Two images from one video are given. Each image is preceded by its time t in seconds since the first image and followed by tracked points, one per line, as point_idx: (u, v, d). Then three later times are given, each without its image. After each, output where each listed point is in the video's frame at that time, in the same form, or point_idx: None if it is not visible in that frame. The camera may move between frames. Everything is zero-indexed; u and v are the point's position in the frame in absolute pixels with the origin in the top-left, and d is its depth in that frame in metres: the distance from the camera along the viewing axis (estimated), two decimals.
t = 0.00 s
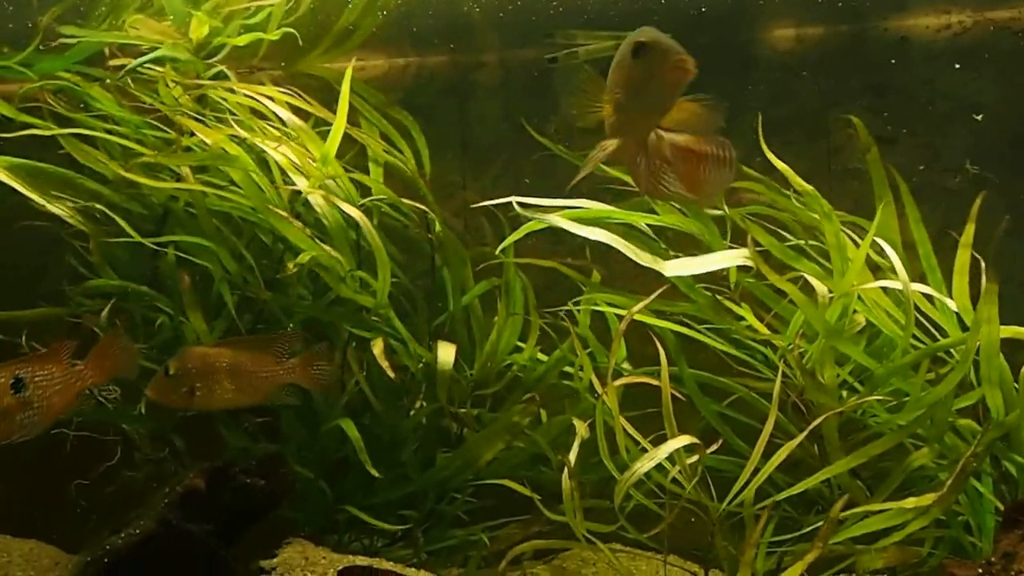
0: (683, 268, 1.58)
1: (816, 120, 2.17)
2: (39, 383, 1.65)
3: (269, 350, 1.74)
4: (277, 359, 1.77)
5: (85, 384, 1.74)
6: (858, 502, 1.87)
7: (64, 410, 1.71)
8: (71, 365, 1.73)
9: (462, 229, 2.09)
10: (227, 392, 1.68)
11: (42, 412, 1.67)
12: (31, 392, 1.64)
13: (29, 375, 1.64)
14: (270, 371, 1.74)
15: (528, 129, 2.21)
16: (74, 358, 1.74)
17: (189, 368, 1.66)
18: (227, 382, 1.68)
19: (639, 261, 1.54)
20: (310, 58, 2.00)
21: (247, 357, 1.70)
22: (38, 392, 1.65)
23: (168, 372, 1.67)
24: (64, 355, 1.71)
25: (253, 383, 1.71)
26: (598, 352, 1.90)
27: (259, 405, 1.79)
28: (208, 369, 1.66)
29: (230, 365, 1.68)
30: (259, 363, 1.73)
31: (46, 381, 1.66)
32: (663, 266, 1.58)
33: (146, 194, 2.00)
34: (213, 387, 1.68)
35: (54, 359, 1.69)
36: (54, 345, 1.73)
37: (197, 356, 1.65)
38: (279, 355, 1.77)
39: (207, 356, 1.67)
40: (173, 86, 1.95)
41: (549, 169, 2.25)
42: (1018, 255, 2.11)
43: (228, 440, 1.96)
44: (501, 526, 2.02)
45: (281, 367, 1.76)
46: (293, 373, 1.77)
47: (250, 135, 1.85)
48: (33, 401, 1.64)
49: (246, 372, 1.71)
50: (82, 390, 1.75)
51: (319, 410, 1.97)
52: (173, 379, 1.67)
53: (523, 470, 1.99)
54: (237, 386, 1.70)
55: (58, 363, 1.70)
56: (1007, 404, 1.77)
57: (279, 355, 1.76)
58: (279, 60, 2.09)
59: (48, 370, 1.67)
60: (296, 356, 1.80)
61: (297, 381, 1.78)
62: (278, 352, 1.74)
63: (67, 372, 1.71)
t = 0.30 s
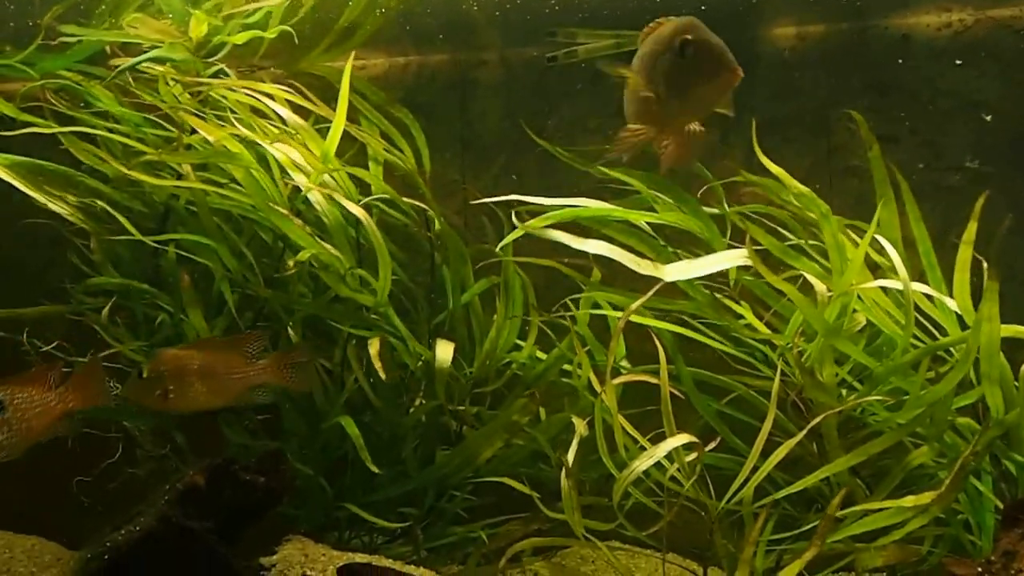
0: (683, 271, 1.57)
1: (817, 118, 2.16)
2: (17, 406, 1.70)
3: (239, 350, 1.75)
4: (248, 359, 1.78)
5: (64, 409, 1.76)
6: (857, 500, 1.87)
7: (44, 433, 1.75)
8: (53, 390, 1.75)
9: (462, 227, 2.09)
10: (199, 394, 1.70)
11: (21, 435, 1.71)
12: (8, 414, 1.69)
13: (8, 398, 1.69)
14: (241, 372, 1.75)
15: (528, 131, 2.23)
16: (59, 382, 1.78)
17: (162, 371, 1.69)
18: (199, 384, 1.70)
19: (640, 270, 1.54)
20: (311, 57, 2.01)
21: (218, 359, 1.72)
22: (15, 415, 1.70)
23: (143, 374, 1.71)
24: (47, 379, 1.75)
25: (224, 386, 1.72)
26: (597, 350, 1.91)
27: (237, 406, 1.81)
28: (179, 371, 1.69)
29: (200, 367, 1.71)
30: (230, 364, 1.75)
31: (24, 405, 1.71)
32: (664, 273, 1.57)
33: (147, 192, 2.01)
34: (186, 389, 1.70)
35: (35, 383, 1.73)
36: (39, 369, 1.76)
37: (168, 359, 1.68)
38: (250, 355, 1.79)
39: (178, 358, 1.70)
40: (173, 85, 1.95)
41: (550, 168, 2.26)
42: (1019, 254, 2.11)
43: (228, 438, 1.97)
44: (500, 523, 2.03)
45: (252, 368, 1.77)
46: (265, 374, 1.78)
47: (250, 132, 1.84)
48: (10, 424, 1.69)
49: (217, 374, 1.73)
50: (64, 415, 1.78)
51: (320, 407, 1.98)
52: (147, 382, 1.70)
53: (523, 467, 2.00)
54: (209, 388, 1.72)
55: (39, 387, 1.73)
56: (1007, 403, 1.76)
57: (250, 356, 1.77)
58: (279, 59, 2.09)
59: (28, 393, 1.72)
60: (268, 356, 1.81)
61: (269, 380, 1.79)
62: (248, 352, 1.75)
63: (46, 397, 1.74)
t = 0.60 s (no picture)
0: (684, 272, 1.58)
1: (817, 116, 2.16)
2: None
3: (215, 352, 1.78)
4: (223, 362, 1.81)
5: (43, 431, 1.82)
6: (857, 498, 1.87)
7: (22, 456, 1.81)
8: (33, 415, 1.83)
9: (462, 225, 2.10)
10: (176, 396, 1.72)
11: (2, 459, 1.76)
12: None
13: None
14: (216, 374, 1.78)
15: (528, 130, 2.23)
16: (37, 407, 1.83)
17: (139, 372, 1.70)
18: (175, 386, 1.72)
19: (641, 277, 1.55)
20: (312, 57, 2.04)
21: (194, 360, 1.75)
22: None
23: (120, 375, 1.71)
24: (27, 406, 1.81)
25: (200, 387, 1.75)
26: (595, 348, 1.91)
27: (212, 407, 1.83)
28: (156, 372, 1.71)
29: (178, 368, 1.73)
30: (205, 366, 1.77)
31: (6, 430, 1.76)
32: (664, 278, 1.56)
33: (147, 191, 2.02)
34: (163, 390, 1.71)
35: (16, 410, 1.79)
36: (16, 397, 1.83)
37: (146, 360, 1.70)
38: (226, 358, 1.81)
39: (155, 360, 1.71)
40: (173, 84, 1.98)
41: (549, 166, 2.26)
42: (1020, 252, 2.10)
43: (229, 435, 1.98)
44: (499, 521, 2.03)
45: (227, 370, 1.80)
46: (238, 376, 1.81)
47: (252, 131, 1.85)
48: None
49: (192, 375, 1.75)
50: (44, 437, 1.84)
51: (320, 404, 1.99)
52: (126, 383, 1.71)
53: (522, 465, 2.00)
54: (185, 390, 1.74)
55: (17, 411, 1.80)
56: (1007, 402, 1.76)
57: (224, 358, 1.81)
58: (279, 58, 2.10)
59: (9, 418, 1.77)
60: (241, 359, 1.84)
61: (243, 383, 1.82)
62: (224, 354, 1.79)
63: (25, 420, 1.80)
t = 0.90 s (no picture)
0: (689, 271, 1.58)
1: (820, 114, 2.15)
2: None
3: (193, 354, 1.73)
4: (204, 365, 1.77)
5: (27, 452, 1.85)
6: (859, 496, 1.87)
7: (6, 478, 1.85)
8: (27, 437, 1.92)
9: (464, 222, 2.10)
10: (156, 398, 1.68)
11: None
12: None
13: None
14: (197, 376, 1.74)
15: (529, 128, 2.23)
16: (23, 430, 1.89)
17: (122, 372, 1.69)
18: (157, 387, 1.69)
19: (643, 278, 1.58)
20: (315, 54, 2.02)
21: (174, 362, 1.71)
22: None
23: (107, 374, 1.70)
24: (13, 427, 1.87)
25: (181, 389, 1.71)
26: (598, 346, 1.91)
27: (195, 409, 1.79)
28: (137, 373, 1.68)
29: (160, 369, 1.70)
30: (186, 368, 1.73)
31: None
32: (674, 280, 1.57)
33: (150, 188, 2.02)
34: (145, 392, 1.69)
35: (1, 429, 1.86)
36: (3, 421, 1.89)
37: (127, 360, 1.67)
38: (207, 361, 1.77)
39: (137, 360, 1.68)
40: (175, 81, 1.99)
41: (551, 164, 2.26)
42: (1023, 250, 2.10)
43: (231, 432, 1.98)
44: (502, 519, 2.03)
45: (207, 372, 1.75)
46: (217, 378, 1.76)
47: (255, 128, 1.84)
48: None
49: (174, 377, 1.71)
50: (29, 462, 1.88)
51: (321, 402, 1.99)
52: (109, 383, 1.70)
53: (524, 462, 2.00)
54: (167, 391, 1.70)
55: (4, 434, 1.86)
56: (1011, 401, 1.74)
57: (203, 360, 1.76)
58: (281, 55, 2.10)
59: None
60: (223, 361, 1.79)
61: (223, 387, 1.78)
62: (204, 356, 1.74)
63: (10, 442, 1.85)
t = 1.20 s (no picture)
0: (696, 266, 1.59)
1: (825, 110, 2.15)
2: None
3: (179, 355, 1.74)
4: (190, 365, 1.77)
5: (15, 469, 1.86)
6: (863, 492, 1.87)
7: None
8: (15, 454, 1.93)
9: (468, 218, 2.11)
10: (142, 398, 1.70)
11: None
12: None
13: None
14: (181, 376, 1.74)
15: (533, 124, 2.23)
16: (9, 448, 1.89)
17: (110, 370, 1.70)
18: (142, 387, 1.70)
19: (649, 275, 1.58)
20: (319, 50, 2.03)
21: (160, 361, 1.72)
22: None
23: (98, 371, 1.72)
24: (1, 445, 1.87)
25: (166, 389, 1.71)
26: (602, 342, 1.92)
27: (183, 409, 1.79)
28: (123, 372, 1.69)
29: (145, 368, 1.70)
30: (172, 368, 1.73)
31: None
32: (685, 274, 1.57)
33: (154, 185, 2.01)
34: (130, 391, 1.70)
35: None
36: None
37: (113, 359, 1.68)
38: (192, 361, 1.77)
39: (123, 359, 1.70)
40: (179, 77, 1.97)
41: (555, 160, 2.26)
42: None
43: (235, 428, 1.99)
44: (506, 515, 2.04)
45: (194, 372, 1.76)
46: (202, 379, 1.77)
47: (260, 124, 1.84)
48: None
49: (159, 377, 1.72)
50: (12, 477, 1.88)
51: (325, 398, 2.00)
52: (99, 381, 1.72)
53: (529, 458, 2.01)
54: (151, 391, 1.71)
55: None
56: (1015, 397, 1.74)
57: (188, 360, 1.76)
58: (284, 52, 2.10)
59: None
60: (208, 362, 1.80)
61: (208, 387, 1.78)
62: (188, 356, 1.75)
63: None
